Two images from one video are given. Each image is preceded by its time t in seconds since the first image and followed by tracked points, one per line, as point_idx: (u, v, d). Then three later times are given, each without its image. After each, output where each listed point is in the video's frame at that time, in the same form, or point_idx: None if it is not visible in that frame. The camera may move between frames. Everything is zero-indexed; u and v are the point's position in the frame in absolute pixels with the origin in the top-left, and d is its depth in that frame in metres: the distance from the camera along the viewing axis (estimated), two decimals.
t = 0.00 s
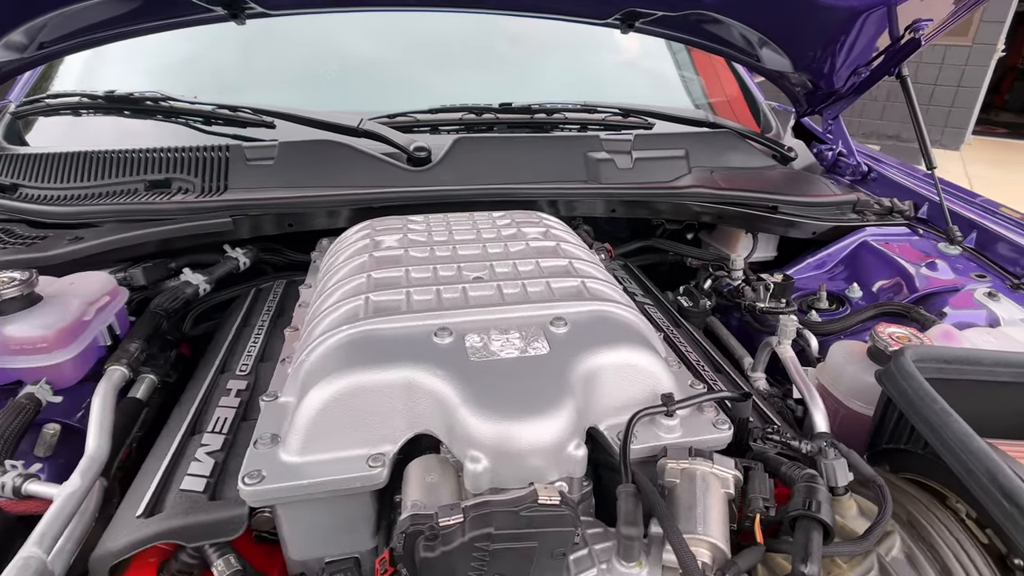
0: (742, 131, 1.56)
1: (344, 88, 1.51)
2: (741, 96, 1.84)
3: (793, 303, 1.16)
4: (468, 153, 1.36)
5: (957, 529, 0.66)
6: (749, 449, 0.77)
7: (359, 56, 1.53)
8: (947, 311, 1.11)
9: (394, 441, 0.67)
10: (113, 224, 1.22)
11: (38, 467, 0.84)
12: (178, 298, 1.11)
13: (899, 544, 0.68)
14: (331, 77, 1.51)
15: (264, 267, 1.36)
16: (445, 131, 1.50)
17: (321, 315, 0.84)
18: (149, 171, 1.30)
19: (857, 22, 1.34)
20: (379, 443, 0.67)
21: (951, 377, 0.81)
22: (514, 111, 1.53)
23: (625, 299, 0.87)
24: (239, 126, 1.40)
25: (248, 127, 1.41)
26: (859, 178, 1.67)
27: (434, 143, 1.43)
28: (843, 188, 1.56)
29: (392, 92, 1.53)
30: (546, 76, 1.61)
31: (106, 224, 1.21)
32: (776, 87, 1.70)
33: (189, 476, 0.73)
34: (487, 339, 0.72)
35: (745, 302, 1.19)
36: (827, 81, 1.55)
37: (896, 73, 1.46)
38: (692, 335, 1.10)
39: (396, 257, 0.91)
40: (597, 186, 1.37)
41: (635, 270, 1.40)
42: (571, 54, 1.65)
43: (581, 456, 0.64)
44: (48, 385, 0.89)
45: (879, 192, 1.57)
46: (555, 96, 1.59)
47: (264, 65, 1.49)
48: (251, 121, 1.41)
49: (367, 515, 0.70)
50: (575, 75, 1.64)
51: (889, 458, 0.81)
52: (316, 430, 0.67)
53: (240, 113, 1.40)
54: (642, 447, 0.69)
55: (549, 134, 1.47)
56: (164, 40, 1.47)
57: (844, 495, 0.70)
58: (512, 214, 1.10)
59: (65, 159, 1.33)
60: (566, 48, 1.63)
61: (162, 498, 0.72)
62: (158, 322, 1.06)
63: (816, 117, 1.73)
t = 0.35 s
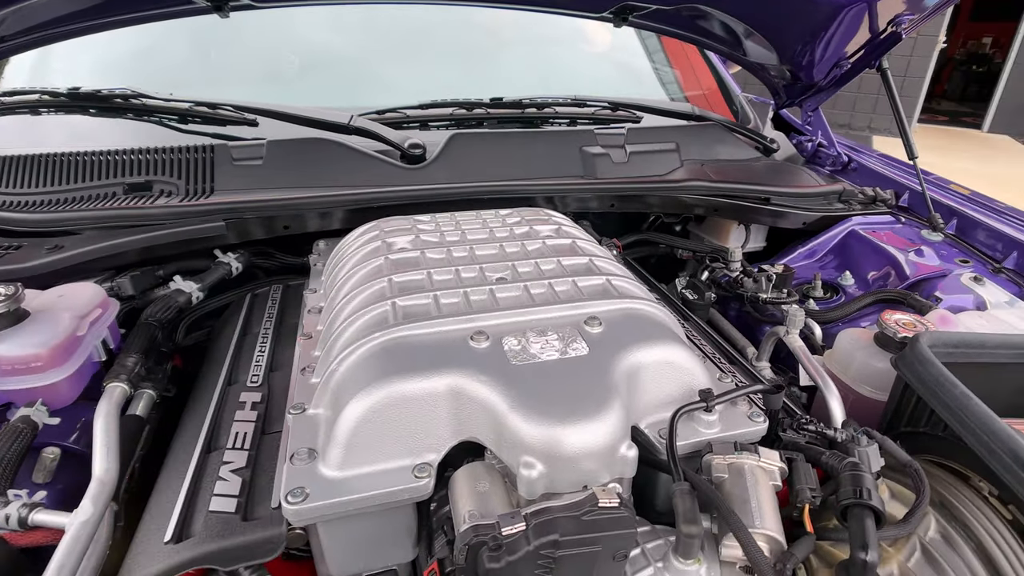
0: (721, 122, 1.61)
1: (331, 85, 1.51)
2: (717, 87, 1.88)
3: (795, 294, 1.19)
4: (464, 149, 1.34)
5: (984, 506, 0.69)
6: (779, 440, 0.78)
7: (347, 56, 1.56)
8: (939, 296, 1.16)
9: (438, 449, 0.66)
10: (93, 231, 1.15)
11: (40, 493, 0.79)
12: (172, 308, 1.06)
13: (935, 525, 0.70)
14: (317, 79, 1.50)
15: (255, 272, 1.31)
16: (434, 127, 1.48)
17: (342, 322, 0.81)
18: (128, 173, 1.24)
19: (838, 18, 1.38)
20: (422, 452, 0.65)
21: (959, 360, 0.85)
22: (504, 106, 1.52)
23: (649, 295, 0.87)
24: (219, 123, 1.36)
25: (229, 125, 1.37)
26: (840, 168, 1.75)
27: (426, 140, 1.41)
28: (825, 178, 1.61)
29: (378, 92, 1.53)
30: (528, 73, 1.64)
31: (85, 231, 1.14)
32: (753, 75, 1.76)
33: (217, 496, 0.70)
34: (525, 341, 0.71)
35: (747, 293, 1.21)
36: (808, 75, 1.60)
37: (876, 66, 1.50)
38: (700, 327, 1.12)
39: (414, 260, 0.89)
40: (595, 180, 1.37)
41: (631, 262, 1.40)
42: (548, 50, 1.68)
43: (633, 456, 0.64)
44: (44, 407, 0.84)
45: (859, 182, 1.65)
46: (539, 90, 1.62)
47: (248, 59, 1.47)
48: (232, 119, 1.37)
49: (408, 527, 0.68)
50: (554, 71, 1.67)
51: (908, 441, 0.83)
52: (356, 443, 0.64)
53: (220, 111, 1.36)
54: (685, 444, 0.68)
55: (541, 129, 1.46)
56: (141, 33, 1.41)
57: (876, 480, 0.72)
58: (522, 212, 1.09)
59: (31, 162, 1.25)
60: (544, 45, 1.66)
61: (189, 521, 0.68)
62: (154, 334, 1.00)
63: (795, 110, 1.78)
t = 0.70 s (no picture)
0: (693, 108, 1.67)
1: (313, 78, 1.50)
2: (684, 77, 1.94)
3: (780, 278, 1.24)
4: (454, 142, 1.35)
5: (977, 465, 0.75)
6: (785, 414, 0.82)
7: (330, 47, 1.54)
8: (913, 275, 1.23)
9: (470, 437, 0.67)
10: (78, 232, 1.11)
11: (50, 503, 0.77)
12: (166, 309, 1.03)
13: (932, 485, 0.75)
14: (296, 70, 1.49)
15: (245, 271, 1.29)
16: (419, 121, 1.48)
17: (359, 317, 0.82)
18: (108, 171, 1.20)
19: (814, 10, 1.44)
20: (454, 439, 0.66)
21: (942, 333, 0.91)
22: (487, 97, 1.53)
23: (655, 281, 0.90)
24: (198, 118, 1.36)
25: (207, 120, 1.37)
26: (810, 155, 1.85)
27: (415, 133, 1.41)
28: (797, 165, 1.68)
29: (362, 82, 1.54)
30: (505, 66, 1.67)
31: (68, 233, 1.10)
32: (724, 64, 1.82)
33: (244, 495, 0.69)
34: (548, 329, 0.73)
35: (736, 277, 1.26)
36: (780, 66, 1.67)
37: (844, 58, 1.56)
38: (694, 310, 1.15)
39: (425, 253, 0.90)
40: (583, 171, 1.40)
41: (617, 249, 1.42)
42: (521, 44, 1.72)
43: (660, 435, 0.66)
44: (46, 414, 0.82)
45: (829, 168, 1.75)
46: (515, 80, 1.65)
47: (220, 51, 1.47)
48: (211, 114, 1.37)
49: (439, 515, 0.69)
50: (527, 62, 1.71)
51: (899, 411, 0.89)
52: (390, 433, 0.65)
53: (197, 106, 1.36)
54: (705, 420, 0.71)
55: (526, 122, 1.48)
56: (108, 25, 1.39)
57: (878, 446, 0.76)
58: (522, 204, 1.11)
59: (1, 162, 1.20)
60: (517, 39, 1.71)
61: (218, 522, 0.67)
62: (150, 336, 0.98)
63: (766, 99, 1.85)
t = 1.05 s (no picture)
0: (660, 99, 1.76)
1: (303, 74, 1.55)
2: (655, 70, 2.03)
3: (763, 262, 1.31)
4: (445, 137, 1.37)
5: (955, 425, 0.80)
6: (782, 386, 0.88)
7: (315, 47, 1.59)
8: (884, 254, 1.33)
9: (497, 417, 0.69)
10: (69, 233, 1.09)
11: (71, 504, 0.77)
12: (166, 308, 1.03)
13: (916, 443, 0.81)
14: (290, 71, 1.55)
15: (238, 269, 1.29)
16: (407, 116, 1.51)
17: (376, 309, 0.84)
18: (96, 170, 1.19)
19: (786, 6, 1.50)
20: (482, 420, 0.69)
21: (917, 307, 0.99)
22: (475, 92, 1.58)
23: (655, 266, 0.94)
24: (180, 115, 1.38)
25: (190, 117, 1.39)
26: (781, 145, 1.96)
27: (407, 129, 1.43)
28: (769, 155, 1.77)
29: (350, 77, 1.59)
30: (484, 61, 1.74)
31: (60, 234, 1.08)
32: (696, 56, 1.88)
33: (277, 484, 0.70)
34: (564, 313, 0.76)
35: (722, 262, 1.32)
36: (751, 60, 1.74)
37: (810, 54, 1.65)
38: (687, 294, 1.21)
39: (435, 245, 0.92)
40: (571, 163, 1.45)
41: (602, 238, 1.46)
42: (497, 40, 1.80)
43: (676, 408, 0.71)
44: (59, 417, 0.80)
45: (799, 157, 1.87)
46: (497, 77, 1.73)
47: (205, 51, 1.51)
48: (194, 111, 1.39)
49: (467, 494, 0.72)
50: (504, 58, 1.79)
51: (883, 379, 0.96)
52: (423, 416, 0.67)
53: (180, 102, 1.38)
54: (713, 394, 0.76)
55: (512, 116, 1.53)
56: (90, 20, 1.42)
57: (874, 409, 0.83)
58: (521, 197, 1.15)
59: None
60: (496, 37, 1.79)
61: (252, 510, 0.69)
62: (154, 335, 0.97)
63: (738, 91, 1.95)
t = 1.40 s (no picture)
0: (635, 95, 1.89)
1: (294, 75, 1.60)
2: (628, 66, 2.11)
3: (740, 245, 1.40)
4: (437, 132, 1.43)
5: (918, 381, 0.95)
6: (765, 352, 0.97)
7: (303, 47, 1.64)
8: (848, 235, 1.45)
9: (517, 385, 0.76)
10: (75, 230, 1.11)
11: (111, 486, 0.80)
12: (178, 300, 1.06)
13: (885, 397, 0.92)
14: (280, 71, 1.60)
15: (239, 263, 1.33)
16: (397, 112, 1.56)
17: (395, 292, 0.90)
18: (97, 167, 1.21)
19: (753, 3, 1.59)
20: (504, 388, 0.76)
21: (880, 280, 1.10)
22: (462, 90, 1.66)
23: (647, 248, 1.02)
24: (172, 112, 1.42)
25: (182, 115, 1.42)
26: (750, 137, 2.07)
27: (400, 124, 1.48)
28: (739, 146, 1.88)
29: (339, 76, 1.64)
30: (467, 58, 1.82)
31: (67, 230, 1.10)
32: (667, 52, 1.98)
33: (315, 454, 0.76)
34: (573, 290, 0.83)
35: (702, 246, 1.41)
36: (720, 57, 1.84)
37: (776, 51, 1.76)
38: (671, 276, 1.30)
39: (444, 232, 0.99)
40: (558, 155, 1.53)
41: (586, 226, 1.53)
42: (479, 38, 1.88)
43: (675, 371, 0.79)
44: (92, 404, 0.83)
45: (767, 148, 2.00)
46: (479, 74, 1.79)
47: (196, 51, 1.55)
48: (186, 108, 1.42)
49: (489, 457, 0.79)
50: (486, 54, 1.87)
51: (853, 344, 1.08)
52: (451, 385, 0.74)
53: (173, 101, 1.42)
54: (706, 358, 0.84)
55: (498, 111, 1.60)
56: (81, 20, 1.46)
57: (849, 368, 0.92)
58: (518, 188, 1.22)
59: None
60: (476, 35, 1.87)
61: (293, 479, 0.74)
62: (171, 326, 1.01)
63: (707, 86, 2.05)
